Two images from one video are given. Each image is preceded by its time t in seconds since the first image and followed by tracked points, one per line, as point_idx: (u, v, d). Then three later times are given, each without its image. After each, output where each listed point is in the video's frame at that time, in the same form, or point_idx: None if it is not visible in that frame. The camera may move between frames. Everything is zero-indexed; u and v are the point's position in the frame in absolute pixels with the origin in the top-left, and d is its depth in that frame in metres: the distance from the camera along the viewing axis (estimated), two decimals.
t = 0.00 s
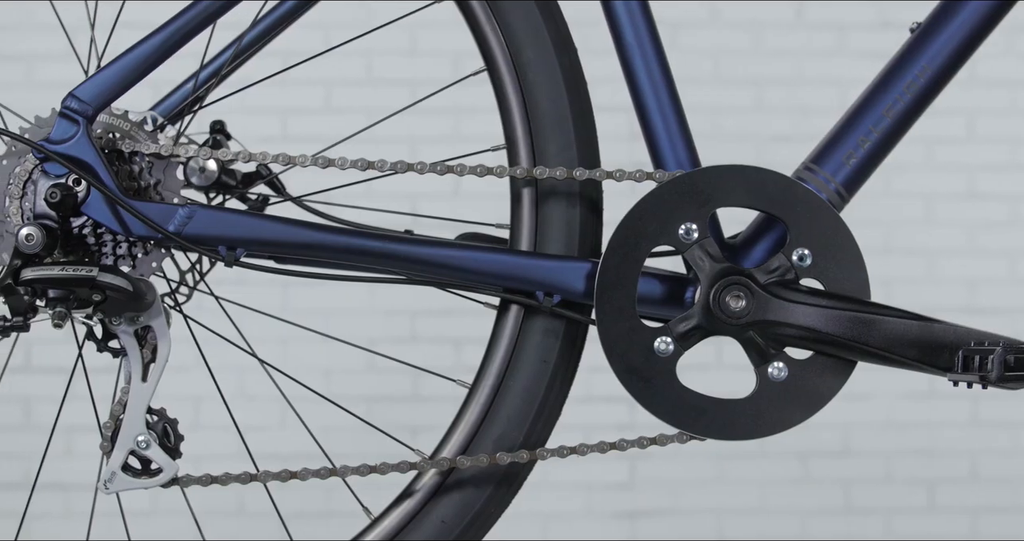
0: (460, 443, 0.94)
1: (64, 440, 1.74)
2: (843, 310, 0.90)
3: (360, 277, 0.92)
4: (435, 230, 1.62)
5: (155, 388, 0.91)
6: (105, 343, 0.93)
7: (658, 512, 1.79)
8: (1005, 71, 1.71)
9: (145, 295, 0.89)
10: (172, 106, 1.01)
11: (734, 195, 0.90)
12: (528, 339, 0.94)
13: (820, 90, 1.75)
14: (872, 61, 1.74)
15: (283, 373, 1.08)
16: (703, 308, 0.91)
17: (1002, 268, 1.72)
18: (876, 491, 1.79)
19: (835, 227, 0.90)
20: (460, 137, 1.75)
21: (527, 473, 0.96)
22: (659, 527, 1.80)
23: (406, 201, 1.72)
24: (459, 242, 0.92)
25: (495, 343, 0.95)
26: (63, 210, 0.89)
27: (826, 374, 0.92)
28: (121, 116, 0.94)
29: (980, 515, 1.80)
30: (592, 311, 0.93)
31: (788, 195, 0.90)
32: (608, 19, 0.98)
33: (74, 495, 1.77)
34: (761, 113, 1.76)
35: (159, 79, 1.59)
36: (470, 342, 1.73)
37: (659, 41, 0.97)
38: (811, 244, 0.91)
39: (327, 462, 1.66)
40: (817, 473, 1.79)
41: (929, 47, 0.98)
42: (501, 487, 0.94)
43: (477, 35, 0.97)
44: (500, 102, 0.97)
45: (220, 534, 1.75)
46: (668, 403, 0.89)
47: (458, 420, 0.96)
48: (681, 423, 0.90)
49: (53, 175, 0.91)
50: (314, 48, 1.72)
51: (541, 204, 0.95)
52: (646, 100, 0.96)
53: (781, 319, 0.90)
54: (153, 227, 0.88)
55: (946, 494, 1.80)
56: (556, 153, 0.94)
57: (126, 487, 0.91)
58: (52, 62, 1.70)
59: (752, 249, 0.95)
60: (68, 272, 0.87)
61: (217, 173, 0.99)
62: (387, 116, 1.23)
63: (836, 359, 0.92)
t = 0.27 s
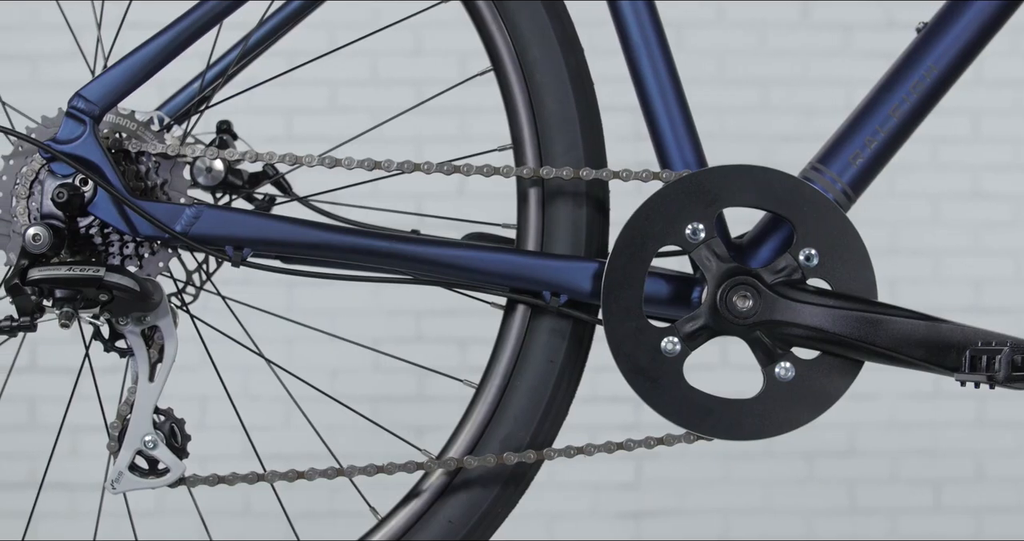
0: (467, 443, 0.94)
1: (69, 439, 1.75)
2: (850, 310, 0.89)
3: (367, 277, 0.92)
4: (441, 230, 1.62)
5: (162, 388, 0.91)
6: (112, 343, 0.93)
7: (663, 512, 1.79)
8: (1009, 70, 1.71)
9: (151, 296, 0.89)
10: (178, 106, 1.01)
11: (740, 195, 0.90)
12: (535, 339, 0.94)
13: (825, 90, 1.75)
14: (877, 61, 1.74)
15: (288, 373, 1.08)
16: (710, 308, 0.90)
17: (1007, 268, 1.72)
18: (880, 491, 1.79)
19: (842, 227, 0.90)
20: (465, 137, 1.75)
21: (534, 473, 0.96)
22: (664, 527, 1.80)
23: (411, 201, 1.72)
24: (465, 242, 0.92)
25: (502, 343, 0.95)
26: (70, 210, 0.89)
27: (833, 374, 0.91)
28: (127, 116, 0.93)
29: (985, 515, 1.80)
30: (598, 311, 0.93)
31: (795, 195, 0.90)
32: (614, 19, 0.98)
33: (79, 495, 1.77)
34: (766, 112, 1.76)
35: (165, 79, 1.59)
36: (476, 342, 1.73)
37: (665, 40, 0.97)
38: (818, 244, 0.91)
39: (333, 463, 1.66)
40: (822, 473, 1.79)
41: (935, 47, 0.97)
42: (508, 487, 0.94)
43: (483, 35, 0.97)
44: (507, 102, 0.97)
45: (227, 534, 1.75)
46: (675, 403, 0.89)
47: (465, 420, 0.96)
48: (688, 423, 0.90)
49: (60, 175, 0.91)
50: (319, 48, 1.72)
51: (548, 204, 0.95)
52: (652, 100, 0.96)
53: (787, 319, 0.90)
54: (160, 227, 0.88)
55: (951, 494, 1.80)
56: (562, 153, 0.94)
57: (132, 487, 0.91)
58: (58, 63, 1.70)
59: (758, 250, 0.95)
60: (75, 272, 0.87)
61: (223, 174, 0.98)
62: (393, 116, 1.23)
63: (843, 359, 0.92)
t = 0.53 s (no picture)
0: (475, 443, 0.94)
1: (74, 439, 1.75)
2: (857, 310, 0.89)
3: (376, 277, 0.92)
4: (446, 230, 1.62)
5: (170, 388, 0.91)
6: (120, 343, 0.93)
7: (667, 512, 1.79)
8: (1014, 70, 1.71)
9: (159, 295, 0.89)
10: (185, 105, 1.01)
11: (749, 195, 0.90)
12: (543, 339, 0.94)
13: (829, 90, 1.75)
14: (881, 61, 1.74)
15: (296, 373, 1.08)
16: (718, 307, 0.90)
17: (1011, 268, 1.72)
18: (884, 491, 1.80)
19: (850, 227, 0.90)
20: (469, 137, 1.75)
21: (542, 473, 0.96)
22: (669, 527, 1.81)
23: (415, 200, 1.72)
24: (473, 242, 0.92)
25: (510, 342, 0.95)
26: (78, 210, 0.89)
27: (841, 374, 0.91)
28: (135, 117, 0.94)
29: (989, 515, 1.80)
30: (607, 311, 0.93)
31: (803, 195, 0.90)
32: (621, 19, 0.98)
33: (83, 495, 1.77)
34: (770, 113, 1.76)
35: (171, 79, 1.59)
36: (481, 342, 1.73)
37: (672, 41, 0.97)
38: (825, 244, 0.91)
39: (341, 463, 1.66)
40: (826, 473, 1.79)
41: (942, 47, 0.97)
42: (517, 487, 0.94)
43: (491, 35, 0.97)
44: (514, 102, 0.97)
45: (233, 534, 1.75)
46: (683, 403, 0.90)
47: (473, 420, 0.96)
48: (696, 423, 0.90)
49: (68, 175, 0.91)
50: (324, 48, 1.72)
51: (556, 204, 0.95)
52: (660, 100, 0.96)
53: (796, 319, 0.90)
54: (168, 227, 0.88)
55: (955, 495, 1.80)
56: (570, 153, 0.94)
57: (141, 487, 0.91)
58: (63, 63, 1.70)
59: (766, 250, 0.95)
60: (83, 272, 0.87)
61: (231, 173, 0.99)
62: (399, 116, 1.23)
63: (851, 359, 0.92)
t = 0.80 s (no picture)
0: (486, 443, 0.94)
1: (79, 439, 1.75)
2: (869, 310, 0.89)
3: (388, 277, 0.92)
4: (453, 229, 1.62)
5: (182, 388, 0.91)
6: (132, 343, 0.93)
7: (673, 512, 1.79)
8: (1019, 70, 1.71)
9: (172, 295, 0.89)
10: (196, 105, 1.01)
11: (760, 195, 0.90)
12: (554, 339, 0.94)
13: (833, 90, 1.75)
14: (885, 61, 1.74)
15: (306, 373, 1.08)
16: (730, 307, 0.90)
17: (1015, 268, 1.73)
18: (889, 491, 1.80)
19: (862, 227, 0.90)
20: (474, 137, 1.75)
21: (553, 472, 0.96)
22: (675, 527, 1.80)
23: (419, 200, 1.73)
24: (484, 242, 0.92)
25: (521, 342, 0.95)
26: (89, 209, 0.89)
27: (852, 374, 0.91)
28: (146, 116, 0.94)
29: (994, 515, 1.80)
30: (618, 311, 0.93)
31: (815, 195, 0.90)
32: (632, 19, 0.98)
33: (89, 495, 1.77)
34: (775, 113, 1.76)
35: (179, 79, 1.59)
36: (486, 342, 1.73)
37: (683, 40, 0.97)
38: (837, 244, 0.91)
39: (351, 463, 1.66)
40: (830, 473, 1.79)
41: (953, 47, 0.96)
42: (528, 487, 0.94)
43: (501, 35, 0.97)
44: (524, 102, 0.97)
45: (242, 534, 1.75)
46: (694, 402, 0.90)
47: (484, 420, 0.96)
48: (707, 423, 0.90)
49: (79, 175, 0.91)
50: (329, 48, 1.72)
51: (567, 204, 0.95)
52: (671, 100, 0.96)
53: (807, 319, 0.90)
54: (180, 227, 0.88)
55: (960, 495, 1.80)
56: (581, 153, 0.94)
57: (152, 487, 0.91)
58: (70, 62, 1.70)
59: (778, 250, 0.95)
60: (95, 272, 0.87)
61: (241, 173, 0.99)
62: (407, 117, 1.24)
63: (862, 359, 0.92)
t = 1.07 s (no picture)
0: (498, 443, 0.95)
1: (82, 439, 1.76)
2: (880, 310, 0.89)
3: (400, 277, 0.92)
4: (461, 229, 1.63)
5: (194, 388, 0.91)
6: (144, 342, 0.93)
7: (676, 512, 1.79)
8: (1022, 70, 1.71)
9: (183, 294, 0.89)
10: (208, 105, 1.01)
11: (772, 195, 0.90)
12: (566, 339, 0.94)
13: (836, 90, 1.75)
14: (887, 61, 1.74)
15: (316, 372, 1.08)
16: (742, 307, 0.91)
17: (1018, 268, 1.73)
18: (893, 491, 1.80)
19: (874, 227, 0.90)
20: (477, 137, 1.75)
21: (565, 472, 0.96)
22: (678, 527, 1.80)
23: (423, 200, 1.73)
24: (497, 242, 0.92)
25: (532, 342, 0.95)
26: (101, 209, 0.89)
27: (864, 374, 0.91)
28: (157, 116, 0.94)
29: (997, 514, 1.80)
30: (630, 311, 0.93)
31: (826, 195, 0.90)
32: (643, 19, 0.98)
33: (93, 495, 1.78)
34: (778, 113, 1.76)
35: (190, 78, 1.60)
36: (490, 342, 1.74)
37: (694, 41, 0.97)
38: (849, 244, 0.91)
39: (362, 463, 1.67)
40: (834, 473, 1.79)
41: (964, 47, 0.96)
42: (540, 487, 0.94)
43: (513, 35, 0.97)
44: (536, 102, 0.97)
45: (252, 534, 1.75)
46: (706, 402, 0.90)
47: (496, 419, 0.96)
48: (719, 423, 0.90)
49: (91, 174, 0.91)
50: (332, 48, 1.72)
51: (578, 204, 0.95)
52: (682, 101, 0.96)
53: (819, 319, 0.90)
54: (192, 227, 0.88)
55: (964, 495, 1.80)
56: (593, 153, 0.94)
57: (164, 487, 0.91)
58: (75, 62, 1.70)
59: (789, 250, 0.95)
60: (107, 272, 0.87)
61: (252, 173, 1.00)
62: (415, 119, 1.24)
63: (874, 358, 0.92)
